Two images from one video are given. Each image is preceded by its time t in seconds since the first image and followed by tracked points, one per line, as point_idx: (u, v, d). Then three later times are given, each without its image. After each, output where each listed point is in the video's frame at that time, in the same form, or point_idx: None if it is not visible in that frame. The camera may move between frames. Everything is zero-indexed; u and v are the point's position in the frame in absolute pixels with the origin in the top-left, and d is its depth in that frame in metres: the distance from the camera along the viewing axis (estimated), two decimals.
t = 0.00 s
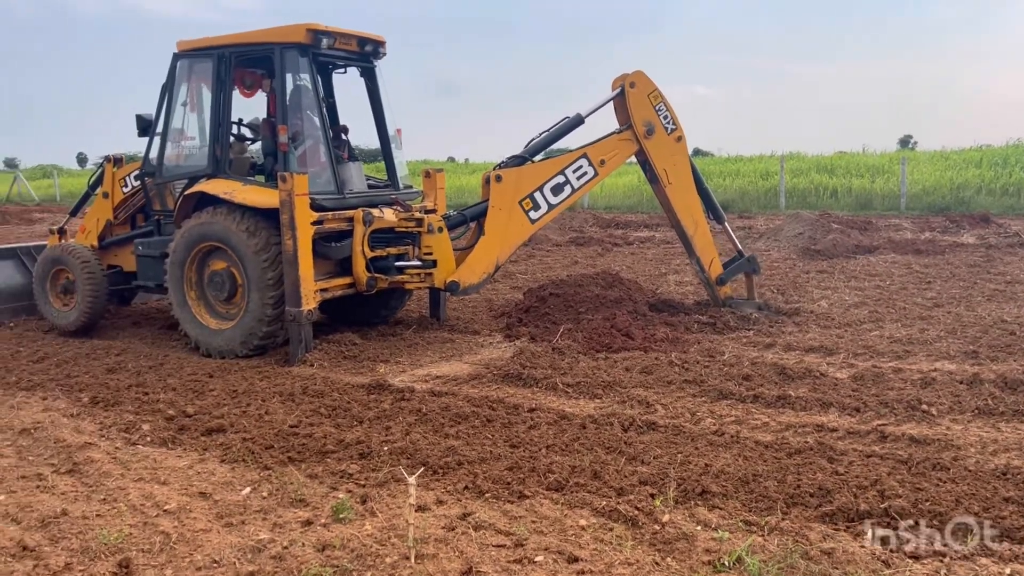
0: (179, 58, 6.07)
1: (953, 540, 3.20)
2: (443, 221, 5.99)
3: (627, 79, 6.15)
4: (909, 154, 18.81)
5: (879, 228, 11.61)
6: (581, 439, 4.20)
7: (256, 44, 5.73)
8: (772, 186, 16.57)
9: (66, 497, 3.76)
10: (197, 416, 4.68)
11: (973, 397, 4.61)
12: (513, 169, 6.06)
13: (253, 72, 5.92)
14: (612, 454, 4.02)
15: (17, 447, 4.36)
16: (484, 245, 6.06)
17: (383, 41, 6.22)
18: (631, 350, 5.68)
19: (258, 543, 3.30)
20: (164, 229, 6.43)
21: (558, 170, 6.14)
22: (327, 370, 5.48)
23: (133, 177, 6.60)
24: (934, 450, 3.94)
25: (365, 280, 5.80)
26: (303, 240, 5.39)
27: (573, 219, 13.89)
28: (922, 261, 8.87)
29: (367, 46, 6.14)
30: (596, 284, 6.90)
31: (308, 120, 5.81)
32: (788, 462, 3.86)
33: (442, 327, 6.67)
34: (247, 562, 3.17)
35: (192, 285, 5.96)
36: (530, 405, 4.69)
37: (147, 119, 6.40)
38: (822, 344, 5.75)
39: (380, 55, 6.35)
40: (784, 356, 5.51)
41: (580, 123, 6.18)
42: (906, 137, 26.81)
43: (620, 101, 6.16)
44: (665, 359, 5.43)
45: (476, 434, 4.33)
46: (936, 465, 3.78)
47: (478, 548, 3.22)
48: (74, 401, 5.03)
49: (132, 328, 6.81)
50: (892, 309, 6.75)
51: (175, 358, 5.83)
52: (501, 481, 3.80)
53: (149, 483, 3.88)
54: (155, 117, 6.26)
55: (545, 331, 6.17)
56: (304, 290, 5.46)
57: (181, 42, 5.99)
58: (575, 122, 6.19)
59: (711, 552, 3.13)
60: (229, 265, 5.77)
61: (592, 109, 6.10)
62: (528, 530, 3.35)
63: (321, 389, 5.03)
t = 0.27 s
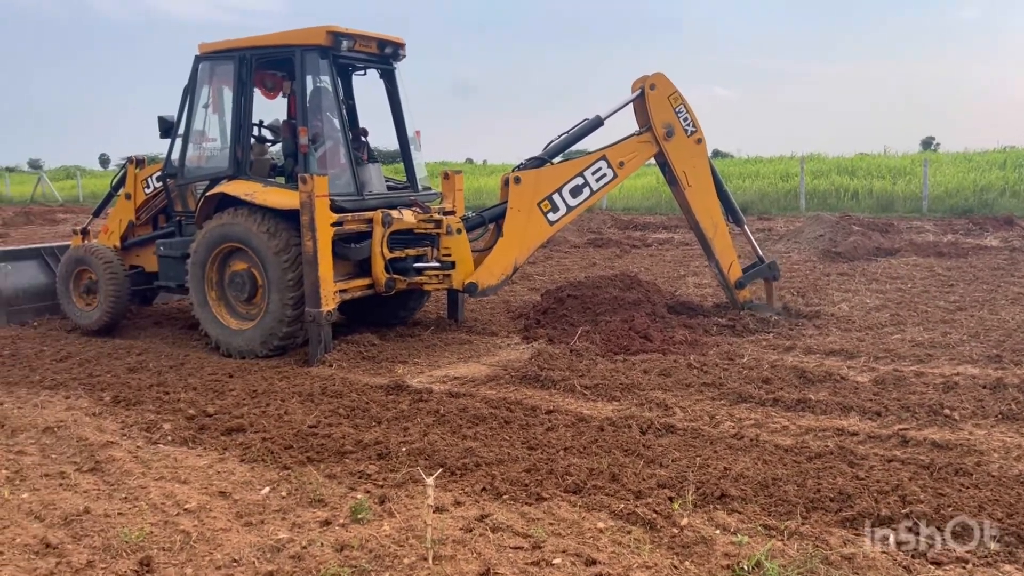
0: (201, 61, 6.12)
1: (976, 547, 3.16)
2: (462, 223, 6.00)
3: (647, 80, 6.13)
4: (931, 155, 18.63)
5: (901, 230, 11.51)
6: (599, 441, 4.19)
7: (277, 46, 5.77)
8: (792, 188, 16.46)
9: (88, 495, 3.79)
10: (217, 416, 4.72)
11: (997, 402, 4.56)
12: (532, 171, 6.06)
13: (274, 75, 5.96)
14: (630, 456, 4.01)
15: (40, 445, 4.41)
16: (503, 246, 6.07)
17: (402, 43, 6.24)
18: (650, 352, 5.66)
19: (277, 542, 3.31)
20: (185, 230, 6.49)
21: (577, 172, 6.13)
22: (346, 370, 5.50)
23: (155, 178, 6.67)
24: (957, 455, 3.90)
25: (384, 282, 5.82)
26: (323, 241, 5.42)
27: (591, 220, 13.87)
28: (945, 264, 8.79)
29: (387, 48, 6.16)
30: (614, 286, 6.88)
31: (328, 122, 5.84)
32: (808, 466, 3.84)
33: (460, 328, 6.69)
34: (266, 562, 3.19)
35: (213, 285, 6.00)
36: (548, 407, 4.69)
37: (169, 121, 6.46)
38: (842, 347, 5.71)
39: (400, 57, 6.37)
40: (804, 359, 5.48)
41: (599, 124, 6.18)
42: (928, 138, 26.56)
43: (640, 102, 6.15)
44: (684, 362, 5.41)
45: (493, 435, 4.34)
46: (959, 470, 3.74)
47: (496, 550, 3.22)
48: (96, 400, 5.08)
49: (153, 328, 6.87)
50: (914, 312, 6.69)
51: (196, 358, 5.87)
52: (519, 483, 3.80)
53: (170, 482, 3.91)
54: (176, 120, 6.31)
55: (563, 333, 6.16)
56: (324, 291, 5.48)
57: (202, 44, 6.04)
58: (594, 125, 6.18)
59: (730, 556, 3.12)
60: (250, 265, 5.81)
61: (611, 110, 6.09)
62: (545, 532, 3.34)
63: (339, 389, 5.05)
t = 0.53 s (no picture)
0: (223, 62, 6.17)
1: (1000, 554, 3.12)
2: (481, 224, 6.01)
3: (667, 79, 6.12)
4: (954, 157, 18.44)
5: (923, 233, 11.40)
6: (617, 443, 4.18)
7: (299, 48, 5.81)
8: (813, 189, 16.35)
9: (110, 493, 3.83)
10: (237, 415, 4.75)
11: (1021, 406, 4.50)
12: (550, 171, 6.06)
13: (295, 76, 5.99)
14: (648, 459, 4.00)
15: (63, 443, 4.46)
16: (520, 247, 6.06)
17: (423, 45, 6.27)
18: (669, 354, 5.64)
19: (296, 542, 3.33)
20: (207, 230, 6.54)
21: (596, 172, 6.12)
22: (365, 370, 5.52)
23: (178, 179, 6.73)
24: (980, 460, 3.86)
25: (403, 282, 5.85)
26: (343, 242, 5.44)
27: (609, 221, 13.84)
28: (968, 267, 8.70)
29: (407, 49, 6.19)
30: (633, 287, 6.86)
31: (349, 124, 5.87)
32: (829, 470, 3.81)
33: (479, 328, 6.70)
34: (286, 561, 3.20)
35: (234, 285, 6.04)
36: (566, 409, 4.68)
37: (192, 122, 6.51)
38: (863, 350, 5.66)
39: (420, 58, 6.39)
40: (825, 362, 5.44)
41: (618, 125, 6.17)
42: (951, 140, 26.29)
43: (660, 101, 6.13)
44: (704, 364, 5.39)
45: (511, 436, 4.34)
46: (982, 475, 3.69)
47: (514, 551, 3.22)
48: (118, 398, 5.13)
49: (174, 328, 6.93)
50: (936, 315, 6.62)
51: (217, 357, 5.91)
52: (537, 485, 3.80)
53: (191, 481, 3.94)
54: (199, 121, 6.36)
55: (581, 335, 6.15)
56: (344, 291, 5.51)
57: (225, 46, 6.09)
58: (613, 125, 6.17)
59: (750, 559, 3.10)
60: (271, 266, 5.85)
61: (630, 110, 6.08)
62: (564, 534, 3.34)
63: (358, 389, 5.07)
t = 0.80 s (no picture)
0: (247, 64, 6.21)
1: None
2: (502, 225, 6.02)
3: (690, 81, 6.10)
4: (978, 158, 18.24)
5: (946, 235, 11.28)
6: (636, 445, 4.17)
7: (322, 50, 5.84)
8: (834, 191, 16.23)
9: (133, 491, 3.87)
10: (258, 415, 4.78)
11: None
12: (571, 173, 6.05)
13: (318, 78, 6.03)
14: (667, 461, 3.98)
15: (87, 440, 4.51)
16: (540, 248, 6.07)
17: (445, 47, 6.28)
18: (688, 356, 5.61)
19: (315, 541, 3.35)
20: (229, 230, 6.60)
21: (617, 174, 6.11)
22: (385, 370, 5.54)
23: (200, 179, 6.79)
24: (1004, 465, 3.81)
25: (424, 283, 5.87)
26: (365, 243, 5.47)
27: (628, 223, 13.81)
28: (992, 270, 8.60)
29: (429, 51, 6.21)
30: (652, 289, 6.84)
31: (371, 125, 5.89)
32: (850, 474, 3.78)
33: (497, 329, 6.72)
34: (306, 559, 3.22)
35: (257, 284, 6.09)
36: (584, 411, 4.68)
37: (215, 123, 6.57)
38: (885, 354, 5.61)
39: (442, 60, 6.41)
40: (845, 365, 5.40)
41: (639, 127, 6.15)
42: (975, 140, 26.00)
43: (682, 103, 6.11)
44: (723, 366, 5.36)
45: (530, 438, 4.34)
46: (1007, 481, 3.65)
47: (532, 552, 3.22)
48: (140, 397, 5.18)
49: (196, 327, 6.99)
50: (959, 318, 6.55)
51: (238, 357, 5.96)
52: (555, 486, 3.79)
53: (212, 479, 3.98)
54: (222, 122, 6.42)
55: (599, 336, 6.15)
56: (366, 292, 5.54)
57: (249, 48, 6.13)
58: (634, 126, 6.16)
59: (770, 563, 3.08)
60: (293, 266, 5.89)
61: (652, 112, 6.07)
62: (582, 536, 3.33)
63: (377, 389, 5.09)
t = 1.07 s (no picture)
0: (272, 65, 6.26)
1: None
2: (523, 226, 6.03)
3: (715, 84, 6.07)
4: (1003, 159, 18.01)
5: (970, 237, 11.15)
6: (655, 447, 4.16)
7: (346, 51, 5.88)
8: (856, 192, 16.09)
9: (155, 487, 3.91)
10: (279, 413, 4.81)
11: None
12: (594, 175, 6.04)
13: (341, 79, 6.06)
14: (687, 463, 3.97)
15: (110, 437, 4.56)
16: (563, 251, 6.06)
17: (468, 48, 6.30)
18: (708, 358, 5.59)
19: (336, 539, 3.37)
20: (253, 230, 6.65)
21: (640, 177, 6.09)
22: (405, 370, 5.57)
23: (224, 179, 6.84)
24: None
25: (445, 284, 5.89)
26: (388, 244, 5.49)
27: (647, 224, 13.77)
28: (1017, 272, 8.49)
29: (452, 53, 6.23)
30: (672, 290, 6.82)
31: (394, 126, 5.92)
32: (872, 477, 3.75)
33: (517, 329, 6.72)
34: (325, 558, 3.24)
35: (280, 283, 6.13)
36: (603, 412, 4.67)
37: (240, 123, 6.63)
38: (908, 356, 5.56)
39: (465, 61, 6.42)
40: (867, 368, 5.35)
41: (663, 129, 6.14)
42: (1000, 141, 25.69)
43: (707, 106, 6.08)
44: (743, 368, 5.34)
45: (549, 438, 4.33)
46: None
47: (551, 553, 3.22)
48: (163, 395, 5.23)
49: (218, 326, 7.04)
50: (983, 321, 6.48)
51: (260, 355, 6.00)
52: (574, 487, 3.79)
53: (233, 477, 4.01)
54: (247, 122, 6.47)
55: (619, 337, 6.13)
56: (388, 292, 5.57)
57: (274, 49, 6.18)
58: (658, 129, 6.14)
59: (790, 566, 3.07)
60: (317, 266, 5.93)
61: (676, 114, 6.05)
62: (601, 537, 3.33)
63: (397, 389, 5.11)
